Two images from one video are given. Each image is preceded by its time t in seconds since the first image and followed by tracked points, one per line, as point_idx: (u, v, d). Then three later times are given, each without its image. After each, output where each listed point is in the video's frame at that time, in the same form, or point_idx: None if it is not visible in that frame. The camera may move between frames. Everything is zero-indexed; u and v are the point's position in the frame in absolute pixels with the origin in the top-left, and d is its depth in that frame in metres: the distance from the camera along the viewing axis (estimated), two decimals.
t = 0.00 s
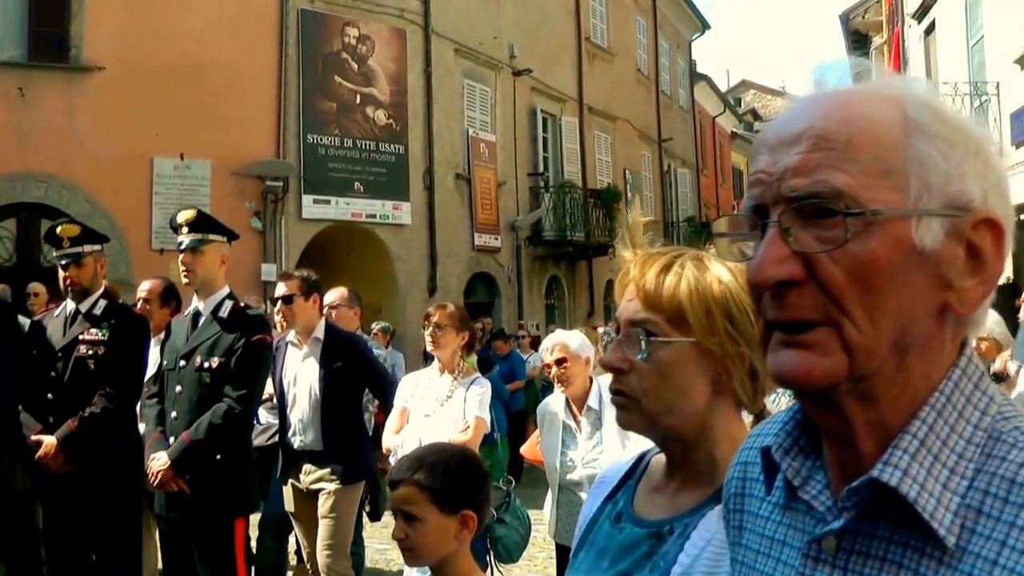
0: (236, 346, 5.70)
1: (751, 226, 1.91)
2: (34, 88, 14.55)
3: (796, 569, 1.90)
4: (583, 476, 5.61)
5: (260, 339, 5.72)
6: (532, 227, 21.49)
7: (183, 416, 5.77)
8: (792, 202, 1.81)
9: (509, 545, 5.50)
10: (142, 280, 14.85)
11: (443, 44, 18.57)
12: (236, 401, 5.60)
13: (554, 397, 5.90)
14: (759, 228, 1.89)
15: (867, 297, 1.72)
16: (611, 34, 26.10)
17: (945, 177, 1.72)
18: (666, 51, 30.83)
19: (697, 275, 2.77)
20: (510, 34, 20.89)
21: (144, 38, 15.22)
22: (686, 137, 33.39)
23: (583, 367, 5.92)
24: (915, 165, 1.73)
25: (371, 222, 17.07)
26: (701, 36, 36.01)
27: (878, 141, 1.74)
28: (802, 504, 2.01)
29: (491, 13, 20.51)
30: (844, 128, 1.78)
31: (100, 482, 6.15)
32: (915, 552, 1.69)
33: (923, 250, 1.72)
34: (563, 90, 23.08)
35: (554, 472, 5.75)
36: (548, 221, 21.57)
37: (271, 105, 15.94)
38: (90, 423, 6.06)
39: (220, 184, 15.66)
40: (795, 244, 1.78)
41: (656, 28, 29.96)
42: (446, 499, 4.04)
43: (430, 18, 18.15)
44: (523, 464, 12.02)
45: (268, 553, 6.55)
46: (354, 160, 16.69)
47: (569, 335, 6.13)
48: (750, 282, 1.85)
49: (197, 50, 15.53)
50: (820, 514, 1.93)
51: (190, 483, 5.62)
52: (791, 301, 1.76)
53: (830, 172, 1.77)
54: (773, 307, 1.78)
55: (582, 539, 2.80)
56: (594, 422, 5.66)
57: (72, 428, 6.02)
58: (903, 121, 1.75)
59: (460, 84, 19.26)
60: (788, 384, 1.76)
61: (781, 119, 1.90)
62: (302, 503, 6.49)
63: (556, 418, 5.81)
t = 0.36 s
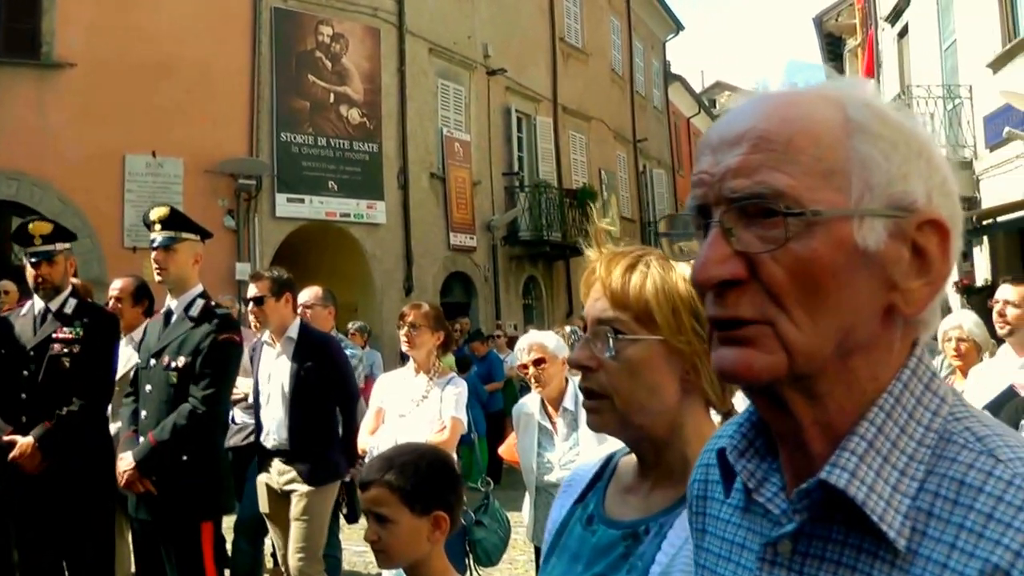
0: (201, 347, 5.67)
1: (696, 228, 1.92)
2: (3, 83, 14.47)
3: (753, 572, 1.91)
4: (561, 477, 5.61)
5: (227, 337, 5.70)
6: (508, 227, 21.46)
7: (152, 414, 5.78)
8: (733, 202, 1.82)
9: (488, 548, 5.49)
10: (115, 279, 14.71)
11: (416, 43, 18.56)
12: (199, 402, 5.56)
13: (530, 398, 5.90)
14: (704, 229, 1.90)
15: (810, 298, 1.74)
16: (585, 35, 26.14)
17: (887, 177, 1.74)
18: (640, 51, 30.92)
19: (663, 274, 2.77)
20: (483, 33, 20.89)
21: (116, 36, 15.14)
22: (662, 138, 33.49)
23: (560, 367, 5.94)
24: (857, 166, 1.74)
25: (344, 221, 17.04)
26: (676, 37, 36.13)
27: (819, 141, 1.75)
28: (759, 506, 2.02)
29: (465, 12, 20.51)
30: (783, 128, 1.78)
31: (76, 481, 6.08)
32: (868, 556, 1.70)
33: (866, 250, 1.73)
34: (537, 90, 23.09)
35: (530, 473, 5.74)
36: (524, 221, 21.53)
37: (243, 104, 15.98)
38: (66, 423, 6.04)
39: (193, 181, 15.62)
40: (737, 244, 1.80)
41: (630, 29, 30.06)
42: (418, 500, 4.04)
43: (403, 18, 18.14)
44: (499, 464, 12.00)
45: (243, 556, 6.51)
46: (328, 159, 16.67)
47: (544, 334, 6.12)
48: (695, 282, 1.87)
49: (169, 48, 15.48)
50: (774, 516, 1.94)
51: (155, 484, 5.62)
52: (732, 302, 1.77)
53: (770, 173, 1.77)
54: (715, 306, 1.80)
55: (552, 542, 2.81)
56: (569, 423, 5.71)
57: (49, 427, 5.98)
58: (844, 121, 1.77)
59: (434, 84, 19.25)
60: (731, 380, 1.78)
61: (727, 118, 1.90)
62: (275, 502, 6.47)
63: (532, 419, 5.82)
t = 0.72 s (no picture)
0: (184, 347, 5.68)
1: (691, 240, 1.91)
2: None
3: None
4: (532, 478, 5.58)
5: (209, 339, 5.72)
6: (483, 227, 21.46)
7: (131, 415, 5.75)
8: (730, 214, 1.81)
9: (459, 546, 5.49)
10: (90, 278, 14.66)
11: (397, 42, 18.48)
12: (182, 403, 5.57)
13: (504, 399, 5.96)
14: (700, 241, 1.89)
15: (802, 307, 1.74)
16: (565, 34, 26.07)
17: (881, 186, 1.74)
18: (619, 51, 30.90)
19: (660, 281, 2.77)
20: (463, 32, 20.80)
21: (95, 30, 15.02)
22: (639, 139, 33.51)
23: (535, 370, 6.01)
24: (851, 175, 1.75)
25: (321, 221, 17.05)
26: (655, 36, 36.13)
27: (813, 150, 1.75)
28: (746, 512, 2.02)
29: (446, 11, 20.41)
30: (778, 138, 1.78)
31: (65, 483, 6.01)
32: (852, 558, 1.71)
33: (858, 259, 1.74)
34: (517, 90, 23.04)
35: (501, 474, 5.75)
36: (498, 222, 21.50)
37: (222, 101, 15.87)
38: (50, 423, 5.99)
39: (170, 179, 15.52)
40: (731, 256, 1.79)
41: (611, 29, 30.05)
42: (402, 501, 4.04)
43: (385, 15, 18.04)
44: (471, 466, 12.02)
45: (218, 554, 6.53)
46: (306, 158, 16.67)
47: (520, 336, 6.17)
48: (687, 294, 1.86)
49: (149, 43, 15.37)
50: (761, 522, 1.94)
51: (135, 486, 5.63)
52: (729, 314, 1.77)
53: (766, 185, 1.77)
54: (710, 319, 1.80)
55: (536, 544, 2.79)
56: (542, 424, 5.67)
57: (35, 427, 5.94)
58: (838, 129, 1.76)
59: (414, 83, 19.18)
60: (726, 395, 1.78)
61: (723, 128, 1.89)
62: (248, 500, 6.50)
63: (505, 421, 5.87)
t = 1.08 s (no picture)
0: (175, 346, 5.80)
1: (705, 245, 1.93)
2: None
3: None
4: (510, 479, 5.62)
5: (198, 340, 5.85)
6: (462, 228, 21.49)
7: (119, 416, 5.86)
8: (747, 220, 1.83)
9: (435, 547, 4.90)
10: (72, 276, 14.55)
11: (384, 41, 18.43)
12: (175, 403, 5.70)
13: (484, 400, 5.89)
14: (715, 247, 1.90)
15: (817, 313, 1.76)
16: (550, 34, 26.08)
17: (898, 193, 1.77)
18: (602, 52, 30.97)
19: (656, 284, 2.79)
20: (450, 31, 20.74)
21: (82, 24, 14.83)
22: (617, 139, 33.64)
23: (516, 370, 5.88)
24: (869, 182, 1.77)
25: (303, 220, 16.99)
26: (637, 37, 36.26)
27: (831, 157, 1.78)
28: (747, 513, 2.03)
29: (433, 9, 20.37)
30: (799, 145, 1.80)
31: (53, 483, 6.02)
32: (851, 557, 1.73)
33: (871, 266, 1.76)
34: (501, 90, 23.02)
35: (479, 477, 5.74)
36: (478, 222, 21.53)
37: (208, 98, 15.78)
38: (37, 423, 5.94)
39: (154, 177, 15.46)
40: (748, 261, 1.81)
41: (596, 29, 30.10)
42: (390, 501, 4.04)
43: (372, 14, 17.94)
44: (448, 466, 12.07)
45: (198, 555, 6.69)
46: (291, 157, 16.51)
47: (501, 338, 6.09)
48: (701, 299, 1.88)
49: (136, 38, 15.24)
50: (763, 522, 1.95)
51: (124, 487, 5.71)
52: (745, 319, 1.79)
53: (784, 191, 1.79)
54: (725, 324, 1.81)
55: (528, 543, 2.81)
56: (522, 426, 5.70)
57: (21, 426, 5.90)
58: (858, 136, 1.79)
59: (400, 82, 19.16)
60: (738, 399, 1.79)
61: (740, 134, 1.91)
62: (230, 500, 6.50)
63: (484, 422, 5.82)
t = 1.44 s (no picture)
0: (167, 344, 5.81)
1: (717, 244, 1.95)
2: None
3: (743, 572, 1.95)
4: (501, 478, 5.60)
5: (190, 338, 5.85)
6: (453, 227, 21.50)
7: (110, 414, 5.84)
8: (755, 222, 1.85)
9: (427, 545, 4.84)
10: (62, 273, 14.49)
11: (375, 40, 18.45)
12: (168, 401, 5.75)
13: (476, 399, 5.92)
14: (727, 245, 1.92)
15: (825, 314, 1.78)
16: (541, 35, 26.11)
17: (908, 195, 1.78)
18: (594, 53, 31.00)
19: (651, 286, 2.80)
20: (441, 31, 20.76)
21: (73, 21, 14.81)
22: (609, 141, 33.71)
23: (509, 370, 5.90)
24: (878, 185, 1.79)
25: (295, 219, 17.06)
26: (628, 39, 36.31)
27: (842, 159, 1.80)
28: (754, 511, 2.05)
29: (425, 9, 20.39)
30: (809, 147, 1.82)
31: (44, 482, 6.00)
32: (855, 558, 1.74)
33: (880, 267, 1.78)
34: (491, 90, 23.02)
35: (470, 476, 5.74)
36: (469, 222, 21.54)
37: (198, 96, 15.77)
38: (27, 420, 5.91)
39: (146, 175, 15.41)
40: (757, 260, 1.83)
41: (587, 30, 30.16)
42: (387, 497, 4.06)
43: (362, 14, 18.02)
44: (441, 466, 12.09)
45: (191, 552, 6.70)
46: (281, 155, 16.65)
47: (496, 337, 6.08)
48: (710, 297, 1.90)
49: (127, 36, 15.22)
50: (769, 520, 1.97)
51: (114, 485, 5.70)
52: (755, 315, 1.81)
53: (794, 192, 1.81)
54: (733, 320, 1.84)
55: (524, 542, 2.83)
56: (514, 425, 5.71)
57: (9, 422, 5.87)
58: (868, 140, 1.81)
59: (390, 81, 19.17)
60: (743, 393, 1.82)
61: (752, 137, 1.94)
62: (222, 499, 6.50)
63: (476, 422, 5.86)
